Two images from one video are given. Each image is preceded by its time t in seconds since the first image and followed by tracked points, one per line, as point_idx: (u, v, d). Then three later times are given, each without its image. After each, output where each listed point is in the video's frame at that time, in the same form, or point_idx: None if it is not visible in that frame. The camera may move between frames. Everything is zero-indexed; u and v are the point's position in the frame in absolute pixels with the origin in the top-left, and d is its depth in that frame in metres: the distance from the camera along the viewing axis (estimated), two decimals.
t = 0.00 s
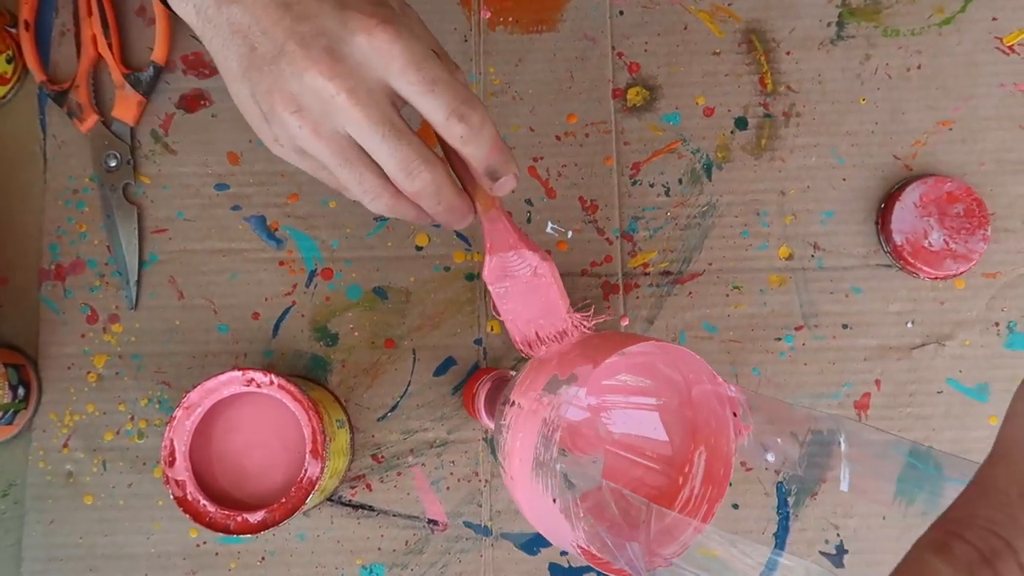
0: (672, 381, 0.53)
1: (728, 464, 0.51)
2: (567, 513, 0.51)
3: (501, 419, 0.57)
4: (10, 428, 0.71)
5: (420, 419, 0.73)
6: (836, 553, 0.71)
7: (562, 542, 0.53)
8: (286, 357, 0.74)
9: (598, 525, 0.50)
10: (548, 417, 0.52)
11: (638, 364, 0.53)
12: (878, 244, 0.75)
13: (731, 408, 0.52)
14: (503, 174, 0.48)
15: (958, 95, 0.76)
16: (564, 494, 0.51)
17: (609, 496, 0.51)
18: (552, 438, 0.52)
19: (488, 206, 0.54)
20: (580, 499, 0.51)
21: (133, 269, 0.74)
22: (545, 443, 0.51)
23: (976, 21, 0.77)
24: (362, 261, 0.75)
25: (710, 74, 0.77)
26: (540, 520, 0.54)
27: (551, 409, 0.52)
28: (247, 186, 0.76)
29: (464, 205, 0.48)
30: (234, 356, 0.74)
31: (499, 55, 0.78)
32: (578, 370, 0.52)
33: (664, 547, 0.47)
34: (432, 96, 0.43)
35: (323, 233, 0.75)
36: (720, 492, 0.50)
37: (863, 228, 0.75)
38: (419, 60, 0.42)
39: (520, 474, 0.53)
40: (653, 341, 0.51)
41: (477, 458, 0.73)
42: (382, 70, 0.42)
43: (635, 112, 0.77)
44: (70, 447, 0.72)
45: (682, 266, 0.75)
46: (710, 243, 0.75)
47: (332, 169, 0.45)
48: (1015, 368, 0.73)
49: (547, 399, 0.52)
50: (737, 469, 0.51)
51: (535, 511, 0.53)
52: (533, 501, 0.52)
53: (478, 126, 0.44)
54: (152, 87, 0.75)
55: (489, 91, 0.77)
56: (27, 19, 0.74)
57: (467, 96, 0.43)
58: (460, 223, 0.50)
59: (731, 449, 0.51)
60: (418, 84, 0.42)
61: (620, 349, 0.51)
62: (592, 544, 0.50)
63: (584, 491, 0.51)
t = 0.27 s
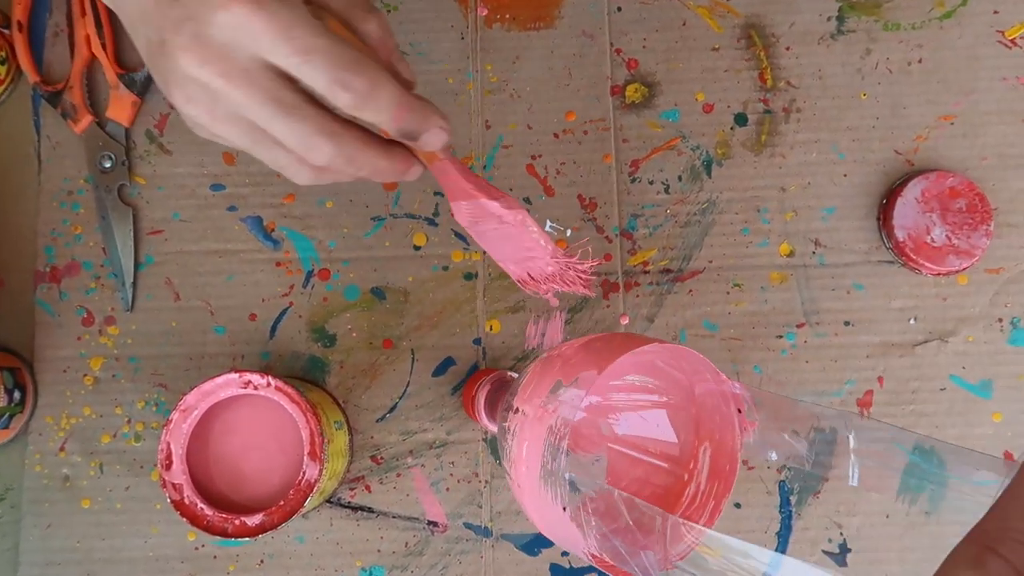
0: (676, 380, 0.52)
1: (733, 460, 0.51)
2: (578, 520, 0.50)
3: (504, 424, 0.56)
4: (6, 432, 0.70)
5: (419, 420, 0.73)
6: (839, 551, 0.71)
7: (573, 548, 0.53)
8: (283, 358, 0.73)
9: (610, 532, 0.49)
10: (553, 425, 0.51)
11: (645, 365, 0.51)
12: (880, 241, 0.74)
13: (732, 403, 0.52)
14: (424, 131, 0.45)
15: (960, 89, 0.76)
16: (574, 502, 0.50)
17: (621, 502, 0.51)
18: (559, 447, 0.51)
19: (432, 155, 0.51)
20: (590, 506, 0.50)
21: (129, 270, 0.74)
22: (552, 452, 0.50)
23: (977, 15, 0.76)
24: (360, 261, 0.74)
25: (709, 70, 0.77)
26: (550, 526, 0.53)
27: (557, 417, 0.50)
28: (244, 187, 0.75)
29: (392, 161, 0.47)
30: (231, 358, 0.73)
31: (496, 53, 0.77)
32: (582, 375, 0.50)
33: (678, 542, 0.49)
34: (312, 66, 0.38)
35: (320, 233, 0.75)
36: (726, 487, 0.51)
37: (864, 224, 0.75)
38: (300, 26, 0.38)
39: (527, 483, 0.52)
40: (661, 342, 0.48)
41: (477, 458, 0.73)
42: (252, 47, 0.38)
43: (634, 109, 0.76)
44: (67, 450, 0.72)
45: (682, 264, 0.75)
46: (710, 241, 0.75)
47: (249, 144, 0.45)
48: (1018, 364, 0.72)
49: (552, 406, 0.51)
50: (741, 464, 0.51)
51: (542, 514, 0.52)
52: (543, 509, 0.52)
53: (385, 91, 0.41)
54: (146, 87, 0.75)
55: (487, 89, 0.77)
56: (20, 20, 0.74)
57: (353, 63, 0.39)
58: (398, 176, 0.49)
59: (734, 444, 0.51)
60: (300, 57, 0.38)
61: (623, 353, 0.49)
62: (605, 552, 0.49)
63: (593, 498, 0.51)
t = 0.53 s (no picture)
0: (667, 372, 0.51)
1: (724, 450, 0.50)
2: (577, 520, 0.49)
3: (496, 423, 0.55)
4: (5, 432, 0.70)
5: (419, 417, 0.73)
6: (840, 547, 0.70)
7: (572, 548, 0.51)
8: (282, 357, 0.73)
9: (611, 531, 0.48)
10: (548, 424, 0.49)
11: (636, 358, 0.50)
12: (881, 235, 0.74)
13: (723, 393, 0.52)
14: (370, 133, 0.41)
15: (959, 83, 0.76)
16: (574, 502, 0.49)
17: (621, 500, 0.50)
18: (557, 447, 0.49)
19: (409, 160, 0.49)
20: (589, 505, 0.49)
21: (127, 269, 0.73)
22: (550, 453, 0.49)
23: (976, 8, 0.76)
24: (358, 258, 0.74)
25: (708, 65, 0.76)
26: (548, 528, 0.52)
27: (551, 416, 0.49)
28: (241, 185, 0.75)
29: (351, 166, 0.46)
30: (230, 356, 0.73)
31: (494, 49, 0.77)
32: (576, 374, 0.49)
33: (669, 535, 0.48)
34: (225, 63, 0.39)
35: (319, 231, 0.75)
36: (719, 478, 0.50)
37: (864, 218, 0.74)
38: (213, 22, 0.39)
39: (524, 484, 0.50)
40: (649, 336, 0.48)
41: (478, 455, 0.72)
42: (174, 49, 0.40)
43: (633, 105, 0.76)
44: (66, 450, 0.72)
45: (682, 260, 0.74)
46: (710, 236, 0.75)
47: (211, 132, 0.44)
48: (1019, 358, 0.72)
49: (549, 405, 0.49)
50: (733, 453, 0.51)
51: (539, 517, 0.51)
52: (541, 512, 0.50)
53: (299, 79, 0.39)
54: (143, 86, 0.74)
55: (485, 85, 0.76)
56: (15, 18, 0.73)
57: (274, 62, 0.39)
58: (371, 184, 0.48)
59: (726, 432, 0.51)
60: (215, 52, 0.39)
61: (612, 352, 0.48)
62: (607, 551, 0.48)
63: (592, 496, 0.49)
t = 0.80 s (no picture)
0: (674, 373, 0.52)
1: (731, 451, 0.51)
2: (572, 520, 0.50)
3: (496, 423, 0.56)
4: (4, 431, 0.70)
5: (418, 416, 0.73)
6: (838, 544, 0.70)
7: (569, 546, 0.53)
8: (281, 355, 0.73)
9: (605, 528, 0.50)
10: (537, 426, 0.50)
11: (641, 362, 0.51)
12: (879, 232, 0.74)
13: (732, 393, 0.52)
14: (331, 193, 0.38)
15: (958, 79, 0.76)
16: (567, 503, 0.50)
17: (614, 499, 0.51)
18: (545, 449, 0.50)
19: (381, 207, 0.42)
20: (583, 504, 0.51)
21: (126, 268, 0.73)
22: (539, 454, 0.50)
23: (973, 5, 0.76)
24: (356, 257, 0.74)
25: (706, 62, 0.76)
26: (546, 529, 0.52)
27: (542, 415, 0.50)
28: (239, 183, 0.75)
29: (323, 219, 0.41)
30: (228, 355, 0.73)
31: (492, 47, 0.77)
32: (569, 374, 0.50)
33: (671, 542, 0.49)
34: (176, 127, 0.35)
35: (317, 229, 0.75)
36: (722, 479, 0.51)
37: (863, 215, 0.74)
38: (164, 85, 0.34)
39: (518, 485, 0.51)
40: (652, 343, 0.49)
41: (476, 453, 0.72)
42: (129, 115, 0.35)
43: (631, 102, 0.76)
44: (64, 449, 0.72)
45: (680, 258, 0.74)
46: (708, 233, 0.74)
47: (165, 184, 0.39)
48: (1018, 355, 0.72)
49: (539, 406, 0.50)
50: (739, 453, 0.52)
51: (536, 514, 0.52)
52: (537, 512, 0.51)
53: (254, 141, 0.35)
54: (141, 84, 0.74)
55: (483, 83, 0.76)
56: (13, 16, 0.72)
57: (231, 123, 0.35)
58: (344, 232, 0.43)
59: (734, 433, 0.52)
60: (164, 114, 0.34)
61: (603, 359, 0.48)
62: (602, 549, 0.49)
63: (586, 496, 0.51)
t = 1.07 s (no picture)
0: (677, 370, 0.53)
1: (731, 454, 0.51)
2: (568, 506, 0.49)
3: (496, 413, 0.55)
4: None
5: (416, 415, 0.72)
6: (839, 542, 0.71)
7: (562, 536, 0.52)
8: (278, 354, 0.73)
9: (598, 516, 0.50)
10: (544, 411, 0.49)
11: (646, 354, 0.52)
12: (880, 229, 0.74)
13: (735, 395, 0.52)
14: (189, 269, 0.41)
15: (959, 75, 0.75)
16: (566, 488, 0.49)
17: (611, 490, 0.52)
18: (550, 437, 0.49)
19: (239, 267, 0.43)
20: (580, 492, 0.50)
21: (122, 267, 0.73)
22: (544, 446, 0.48)
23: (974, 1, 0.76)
24: (354, 255, 0.74)
25: (706, 59, 0.76)
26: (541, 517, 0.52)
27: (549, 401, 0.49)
28: (236, 181, 0.74)
29: (181, 287, 0.44)
30: (225, 354, 0.73)
31: (490, 43, 0.76)
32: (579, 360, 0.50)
33: (667, 539, 0.48)
34: (41, 179, 0.39)
35: (314, 227, 0.74)
36: (722, 482, 0.51)
37: (863, 213, 0.74)
38: (17, 145, 0.38)
39: (517, 471, 0.50)
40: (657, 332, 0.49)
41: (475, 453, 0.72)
42: None
43: (630, 99, 0.76)
44: (61, 449, 0.71)
45: (680, 256, 0.74)
46: (708, 231, 0.74)
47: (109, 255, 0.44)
48: (1020, 353, 0.72)
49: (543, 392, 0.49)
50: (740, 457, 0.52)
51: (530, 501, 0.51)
52: (533, 496, 0.50)
53: (100, 215, 0.39)
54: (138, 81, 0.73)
55: (481, 80, 0.76)
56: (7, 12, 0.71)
57: (65, 190, 0.39)
58: (213, 299, 0.46)
59: (736, 436, 0.51)
60: (13, 174, 0.39)
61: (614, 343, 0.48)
62: (592, 537, 0.49)
63: (585, 485, 0.51)
